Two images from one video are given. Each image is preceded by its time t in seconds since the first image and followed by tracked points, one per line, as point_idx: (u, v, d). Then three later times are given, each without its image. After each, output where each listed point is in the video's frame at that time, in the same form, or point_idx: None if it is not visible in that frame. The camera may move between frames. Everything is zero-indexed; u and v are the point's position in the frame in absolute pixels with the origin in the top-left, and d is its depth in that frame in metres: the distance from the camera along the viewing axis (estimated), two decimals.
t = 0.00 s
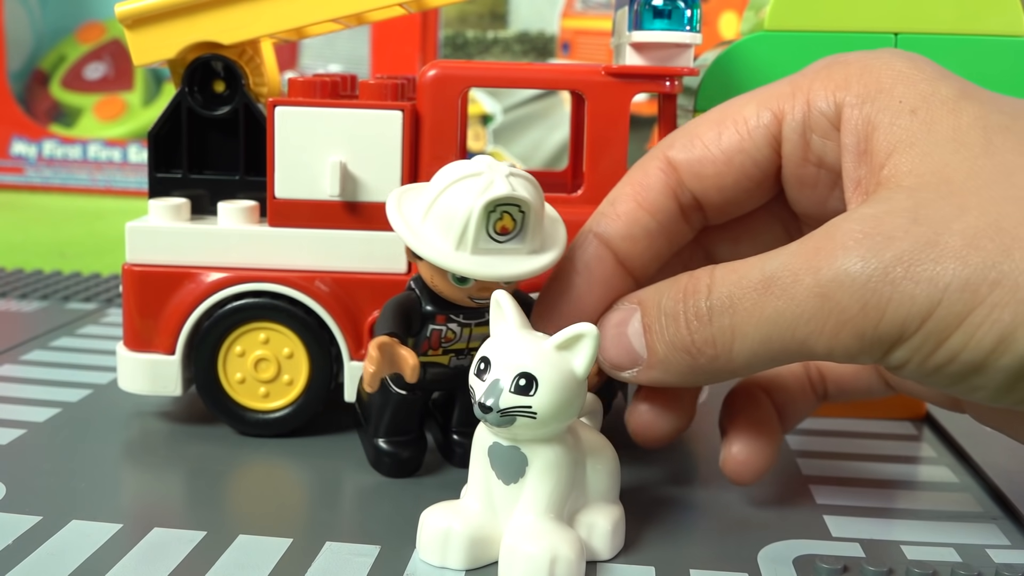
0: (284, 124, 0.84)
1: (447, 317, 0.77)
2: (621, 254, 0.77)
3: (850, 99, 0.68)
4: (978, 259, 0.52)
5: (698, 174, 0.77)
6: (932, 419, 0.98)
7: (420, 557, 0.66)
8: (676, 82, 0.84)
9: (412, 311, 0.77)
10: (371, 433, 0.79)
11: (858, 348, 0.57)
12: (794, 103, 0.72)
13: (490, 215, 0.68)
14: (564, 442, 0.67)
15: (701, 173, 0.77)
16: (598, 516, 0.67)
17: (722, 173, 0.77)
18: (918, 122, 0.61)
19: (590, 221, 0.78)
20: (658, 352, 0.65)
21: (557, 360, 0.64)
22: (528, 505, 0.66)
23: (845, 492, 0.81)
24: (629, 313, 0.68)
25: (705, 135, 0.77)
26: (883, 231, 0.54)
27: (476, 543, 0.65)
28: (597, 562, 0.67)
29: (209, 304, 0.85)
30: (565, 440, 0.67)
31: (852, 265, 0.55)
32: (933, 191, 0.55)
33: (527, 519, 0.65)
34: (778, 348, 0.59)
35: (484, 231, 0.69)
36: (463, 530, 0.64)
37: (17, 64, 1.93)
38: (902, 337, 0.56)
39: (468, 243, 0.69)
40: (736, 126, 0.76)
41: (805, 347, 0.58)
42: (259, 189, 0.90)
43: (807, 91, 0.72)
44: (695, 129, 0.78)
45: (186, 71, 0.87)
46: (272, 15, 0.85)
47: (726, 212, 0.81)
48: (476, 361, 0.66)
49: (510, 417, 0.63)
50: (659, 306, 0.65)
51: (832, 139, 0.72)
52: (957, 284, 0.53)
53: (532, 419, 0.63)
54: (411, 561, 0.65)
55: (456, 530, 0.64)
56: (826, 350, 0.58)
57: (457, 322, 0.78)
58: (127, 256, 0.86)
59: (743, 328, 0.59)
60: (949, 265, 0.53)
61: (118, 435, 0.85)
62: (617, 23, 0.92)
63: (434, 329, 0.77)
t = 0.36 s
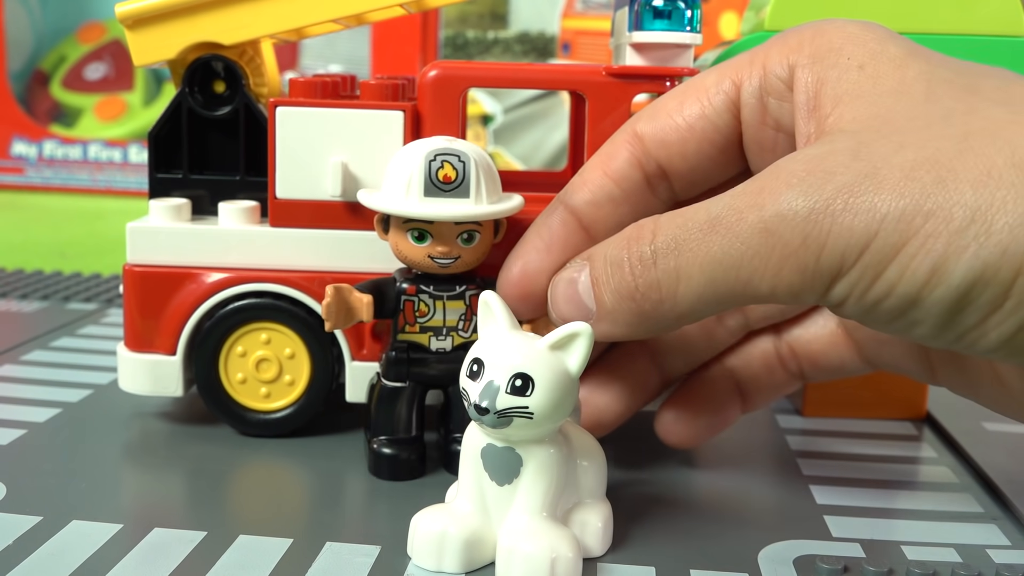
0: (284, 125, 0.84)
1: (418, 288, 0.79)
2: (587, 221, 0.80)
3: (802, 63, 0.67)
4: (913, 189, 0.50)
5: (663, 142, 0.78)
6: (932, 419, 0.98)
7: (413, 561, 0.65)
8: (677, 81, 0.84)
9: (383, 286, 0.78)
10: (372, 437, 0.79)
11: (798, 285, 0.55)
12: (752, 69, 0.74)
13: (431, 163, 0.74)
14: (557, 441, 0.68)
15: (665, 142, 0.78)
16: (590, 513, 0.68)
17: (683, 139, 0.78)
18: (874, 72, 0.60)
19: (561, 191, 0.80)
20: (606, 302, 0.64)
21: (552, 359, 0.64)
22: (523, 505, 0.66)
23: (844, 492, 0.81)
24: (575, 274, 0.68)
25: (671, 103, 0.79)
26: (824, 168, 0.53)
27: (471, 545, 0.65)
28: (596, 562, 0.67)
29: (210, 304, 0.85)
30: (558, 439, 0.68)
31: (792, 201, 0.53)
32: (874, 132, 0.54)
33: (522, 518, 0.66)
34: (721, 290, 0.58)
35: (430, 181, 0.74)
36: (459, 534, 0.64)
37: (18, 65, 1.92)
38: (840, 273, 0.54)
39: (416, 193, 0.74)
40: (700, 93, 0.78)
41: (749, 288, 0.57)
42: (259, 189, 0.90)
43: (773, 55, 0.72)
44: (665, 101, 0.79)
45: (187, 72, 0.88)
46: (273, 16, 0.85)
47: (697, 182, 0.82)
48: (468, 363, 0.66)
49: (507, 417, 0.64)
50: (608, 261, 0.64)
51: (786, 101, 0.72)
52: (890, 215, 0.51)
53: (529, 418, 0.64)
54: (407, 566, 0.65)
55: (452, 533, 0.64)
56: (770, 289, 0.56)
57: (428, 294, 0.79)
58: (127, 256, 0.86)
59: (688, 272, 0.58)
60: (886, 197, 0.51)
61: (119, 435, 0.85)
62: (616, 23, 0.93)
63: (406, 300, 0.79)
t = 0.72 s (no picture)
0: (284, 124, 0.84)
1: (399, 291, 0.79)
2: (576, 201, 0.81)
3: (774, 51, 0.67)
4: (854, 209, 0.53)
5: (638, 123, 0.79)
6: (931, 419, 0.98)
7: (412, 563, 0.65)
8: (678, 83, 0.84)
9: (365, 289, 0.78)
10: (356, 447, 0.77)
11: (764, 302, 0.59)
12: (717, 53, 0.72)
13: (410, 163, 0.74)
14: (556, 441, 0.68)
15: (641, 123, 0.79)
16: (590, 514, 0.68)
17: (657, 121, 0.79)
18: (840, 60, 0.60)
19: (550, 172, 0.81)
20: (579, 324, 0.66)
21: (551, 360, 0.64)
22: (523, 505, 0.66)
23: (844, 492, 0.81)
24: (538, 296, 0.67)
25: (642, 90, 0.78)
26: (773, 190, 0.55)
27: (471, 546, 0.65)
28: (597, 562, 0.67)
29: (210, 304, 0.85)
30: (558, 439, 0.68)
31: (747, 228, 0.56)
32: (822, 144, 0.55)
33: (523, 519, 0.66)
34: (697, 311, 0.61)
35: (411, 181, 0.74)
36: (458, 534, 0.64)
37: (18, 64, 1.92)
38: (798, 291, 0.58)
39: (398, 194, 0.74)
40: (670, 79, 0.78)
41: (720, 307, 0.60)
42: (259, 189, 0.90)
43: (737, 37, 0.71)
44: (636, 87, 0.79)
45: (187, 72, 0.88)
46: (273, 16, 0.85)
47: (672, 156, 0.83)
48: (467, 363, 0.66)
49: (507, 417, 0.64)
50: (573, 287, 0.65)
51: (747, 91, 0.71)
52: (835, 237, 0.54)
53: (529, 418, 0.64)
54: (407, 566, 0.65)
55: (452, 533, 0.64)
56: (739, 308, 0.60)
57: (410, 297, 0.79)
58: (127, 256, 0.86)
59: (661, 299, 0.61)
60: (829, 218, 0.54)
61: (118, 436, 0.85)
62: (616, 23, 0.92)
63: (387, 303, 0.79)
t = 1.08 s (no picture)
0: (284, 125, 0.84)
1: (323, 305, 0.73)
2: (491, 208, 0.80)
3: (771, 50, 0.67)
4: (785, 208, 0.54)
5: (567, 126, 0.77)
6: (932, 419, 0.98)
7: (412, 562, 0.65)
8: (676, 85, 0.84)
9: (286, 305, 0.73)
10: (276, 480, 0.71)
11: (701, 298, 0.60)
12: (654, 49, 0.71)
13: (336, 167, 0.69)
14: (555, 441, 0.68)
15: (571, 126, 0.77)
16: (590, 514, 0.68)
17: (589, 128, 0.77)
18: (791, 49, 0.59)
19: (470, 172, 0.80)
20: (527, 315, 0.68)
21: (549, 360, 0.64)
22: (523, 505, 0.66)
23: (844, 493, 0.81)
24: (486, 282, 0.69)
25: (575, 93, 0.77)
26: (708, 189, 0.56)
27: (472, 546, 0.65)
28: (597, 562, 0.67)
29: (209, 304, 0.85)
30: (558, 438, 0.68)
31: (683, 226, 0.57)
32: (754, 141, 0.56)
33: (523, 519, 0.65)
34: (639, 303, 0.62)
35: (336, 186, 0.69)
36: (459, 534, 0.64)
37: (17, 64, 1.92)
38: (733, 288, 0.59)
39: (325, 202, 0.69)
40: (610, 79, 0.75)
41: (659, 301, 0.62)
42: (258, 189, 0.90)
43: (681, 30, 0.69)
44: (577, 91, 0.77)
45: (186, 72, 0.88)
46: (271, 16, 0.85)
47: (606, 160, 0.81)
48: (467, 364, 0.66)
49: (507, 418, 0.63)
50: (522, 274, 0.67)
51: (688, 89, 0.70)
52: (766, 236, 0.55)
53: (529, 418, 0.64)
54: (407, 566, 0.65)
55: (452, 533, 0.64)
56: (677, 302, 0.61)
57: (333, 311, 0.73)
58: (127, 256, 0.86)
59: (605, 292, 0.63)
60: (760, 218, 0.55)
61: (115, 436, 0.85)
62: (616, 24, 0.92)
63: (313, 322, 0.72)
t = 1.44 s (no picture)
0: (268, 125, 0.85)
1: (312, 305, 0.72)
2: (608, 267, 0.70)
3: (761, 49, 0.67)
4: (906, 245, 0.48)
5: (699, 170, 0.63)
6: (932, 419, 0.97)
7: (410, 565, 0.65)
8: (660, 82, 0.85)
9: (274, 305, 0.72)
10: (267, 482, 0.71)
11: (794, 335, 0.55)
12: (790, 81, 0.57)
13: (324, 166, 0.69)
14: (553, 442, 0.67)
15: (697, 175, 0.64)
16: (587, 515, 0.68)
17: (712, 170, 0.63)
18: (914, 32, 0.49)
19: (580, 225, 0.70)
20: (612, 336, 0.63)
21: (546, 360, 0.64)
22: (521, 506, 0.66)
23: (845, 493, 0.80)
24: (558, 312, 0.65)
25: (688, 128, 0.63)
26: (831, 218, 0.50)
27: (469, 549, 0.64)
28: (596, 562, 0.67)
29: (195, 304, 0.85)
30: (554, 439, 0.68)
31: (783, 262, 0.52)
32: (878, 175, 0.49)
33: (521, 520, 0.65)
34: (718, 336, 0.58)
35: (324, 186, 0.69)
36: (457, 537, 0.64)
37: (18, 64, 1.90)
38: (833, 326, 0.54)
39: (314, 202, 0.69)
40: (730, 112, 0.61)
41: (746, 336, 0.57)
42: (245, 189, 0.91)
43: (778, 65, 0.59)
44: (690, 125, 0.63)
45: (171, 72, 0.88)
46: (258, 15, 0.85)
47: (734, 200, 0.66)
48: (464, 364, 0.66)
49: (505, 420, 0.63)
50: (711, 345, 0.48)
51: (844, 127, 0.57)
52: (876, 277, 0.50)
53: (527, 420, 0.64)
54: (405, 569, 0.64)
55: (450, 536, 0.64)
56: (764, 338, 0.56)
57: (322, 311, 0.73)
58: (114, 256, 0.86)
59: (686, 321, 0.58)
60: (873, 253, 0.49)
61: (109, 436, 0.85)
62: (605, 22, 0.92)
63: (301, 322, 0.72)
